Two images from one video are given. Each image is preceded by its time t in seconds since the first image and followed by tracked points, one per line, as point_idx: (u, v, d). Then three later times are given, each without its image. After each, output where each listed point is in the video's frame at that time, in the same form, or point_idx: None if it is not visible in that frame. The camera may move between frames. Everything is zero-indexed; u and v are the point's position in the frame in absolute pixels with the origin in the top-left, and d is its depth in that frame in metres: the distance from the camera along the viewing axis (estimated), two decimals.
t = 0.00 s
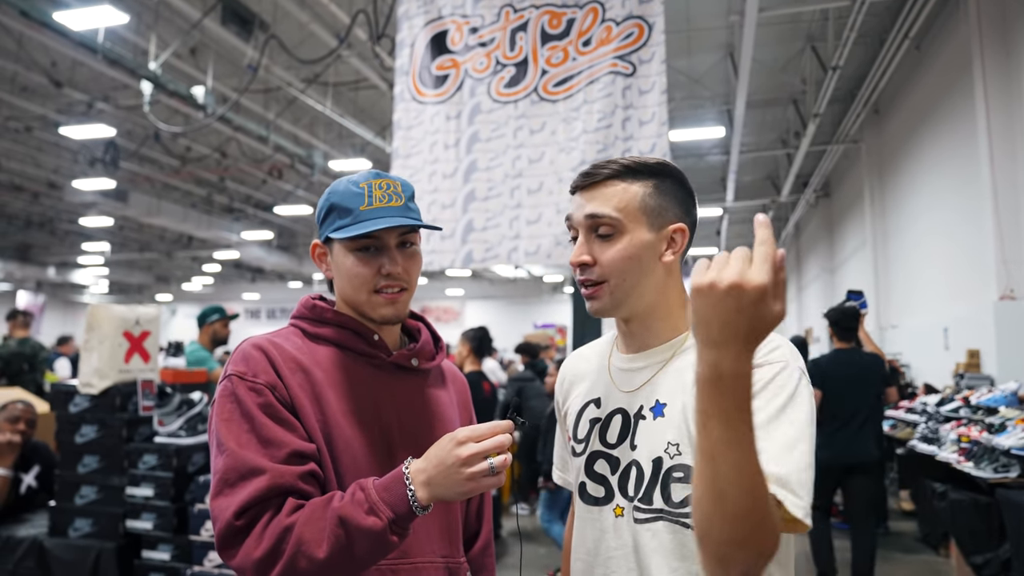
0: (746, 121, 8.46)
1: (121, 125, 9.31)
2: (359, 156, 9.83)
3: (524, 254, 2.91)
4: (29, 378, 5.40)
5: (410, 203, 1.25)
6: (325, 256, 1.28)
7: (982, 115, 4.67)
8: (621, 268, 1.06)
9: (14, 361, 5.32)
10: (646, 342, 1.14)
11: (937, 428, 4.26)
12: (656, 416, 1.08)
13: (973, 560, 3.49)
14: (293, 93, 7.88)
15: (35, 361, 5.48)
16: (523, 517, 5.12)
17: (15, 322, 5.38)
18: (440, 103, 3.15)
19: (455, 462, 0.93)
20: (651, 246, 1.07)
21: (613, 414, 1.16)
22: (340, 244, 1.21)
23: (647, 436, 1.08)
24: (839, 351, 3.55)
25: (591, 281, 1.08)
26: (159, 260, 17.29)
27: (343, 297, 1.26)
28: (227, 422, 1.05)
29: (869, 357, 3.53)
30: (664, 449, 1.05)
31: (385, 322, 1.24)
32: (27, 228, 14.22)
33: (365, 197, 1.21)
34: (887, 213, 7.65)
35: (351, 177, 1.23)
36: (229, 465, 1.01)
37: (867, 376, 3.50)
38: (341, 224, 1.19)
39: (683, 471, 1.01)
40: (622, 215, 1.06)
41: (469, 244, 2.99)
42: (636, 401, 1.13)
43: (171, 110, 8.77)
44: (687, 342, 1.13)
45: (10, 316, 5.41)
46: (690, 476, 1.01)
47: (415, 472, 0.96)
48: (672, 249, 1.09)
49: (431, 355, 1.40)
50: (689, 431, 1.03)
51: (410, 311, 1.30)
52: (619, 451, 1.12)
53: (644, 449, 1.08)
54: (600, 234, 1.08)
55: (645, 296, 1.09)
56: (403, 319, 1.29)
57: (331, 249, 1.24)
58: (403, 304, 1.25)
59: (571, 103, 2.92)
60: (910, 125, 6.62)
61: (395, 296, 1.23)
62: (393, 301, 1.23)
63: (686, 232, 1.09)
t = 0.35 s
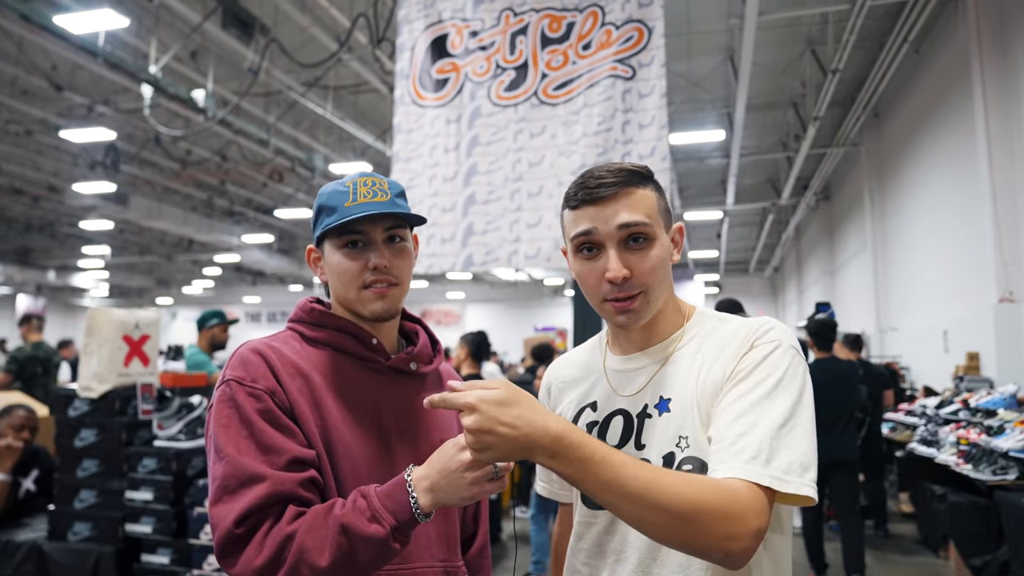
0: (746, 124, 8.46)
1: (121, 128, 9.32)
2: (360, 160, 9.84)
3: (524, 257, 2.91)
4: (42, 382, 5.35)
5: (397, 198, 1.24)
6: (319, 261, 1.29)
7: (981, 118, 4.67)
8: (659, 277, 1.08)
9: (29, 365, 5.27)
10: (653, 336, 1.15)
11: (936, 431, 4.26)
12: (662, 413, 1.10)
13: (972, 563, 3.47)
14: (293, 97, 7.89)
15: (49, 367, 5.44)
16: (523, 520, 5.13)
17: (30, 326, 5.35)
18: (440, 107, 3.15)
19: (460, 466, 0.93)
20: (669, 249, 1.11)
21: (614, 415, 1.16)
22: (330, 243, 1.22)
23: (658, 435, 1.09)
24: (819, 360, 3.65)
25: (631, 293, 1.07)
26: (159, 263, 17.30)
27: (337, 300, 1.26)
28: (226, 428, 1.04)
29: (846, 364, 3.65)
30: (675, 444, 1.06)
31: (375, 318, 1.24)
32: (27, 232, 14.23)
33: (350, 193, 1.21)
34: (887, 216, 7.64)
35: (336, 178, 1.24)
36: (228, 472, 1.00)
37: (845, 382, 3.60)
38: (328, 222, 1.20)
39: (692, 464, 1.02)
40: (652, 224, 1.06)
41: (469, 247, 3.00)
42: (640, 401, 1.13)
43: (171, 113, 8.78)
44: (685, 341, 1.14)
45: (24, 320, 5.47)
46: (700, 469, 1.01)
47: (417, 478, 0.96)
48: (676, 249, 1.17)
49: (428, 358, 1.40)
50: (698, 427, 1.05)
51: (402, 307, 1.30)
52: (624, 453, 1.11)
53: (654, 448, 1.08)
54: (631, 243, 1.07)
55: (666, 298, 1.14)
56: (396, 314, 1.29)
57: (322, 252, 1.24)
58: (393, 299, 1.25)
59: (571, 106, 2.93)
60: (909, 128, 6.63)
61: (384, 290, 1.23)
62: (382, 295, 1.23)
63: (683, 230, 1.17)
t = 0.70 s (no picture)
0: (745, 124, 8.47)
1: (121, 129, 9.32)
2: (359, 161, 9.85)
3: (523, 258, 2.91)
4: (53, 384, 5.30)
5: (403, 200, 1.26)
6: (329, 264, 1.31)
7: (980, 117, 4.69)
8: (651, 281, 1.09)
9: (40, 366, 5.24)
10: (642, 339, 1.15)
11: (935, 431, 4.28)
12: (658, 410, 1.09)
13: (971, 563, 3.48)
14: (292, 97, 7.90)
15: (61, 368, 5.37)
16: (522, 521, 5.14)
17: (38, 328, 5.52)
18: (439, 108, 3.16)
19: (462, 466, 0.93)
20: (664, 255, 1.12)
21: (609, 415, 1.15)
22: (337, 242, 1.24)
23: (652, 431, 1.08)
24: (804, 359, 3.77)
25: (621, 294, 1.08)
26: (159, 264, 17.30)
27: (348, 301, 1.27)
28: (235, 426, 1.05)
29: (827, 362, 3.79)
30: (671, 440, 1.06)
31: (383, 315, 1.25)
32: (27, 233, 14.23)
33: (357, 195, 1.23)
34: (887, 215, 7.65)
35: (345, 182, 1.26)
36: (236, 469, 1.01)
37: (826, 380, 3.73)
38: (335, 223, 1.22)
39: (692, 459, 1.03)
40: (647, 228, 1.08)
41: (468, 248, 3.01)
42: (634, 400, 1.13)
43: (171, 114, 8.79)
44: (678, 341, 1.14)
45: (34, 323, 5.54)
46: (700, 464, 1.03)
47: (421, 478, 0.97)
48: (671, 256, 1.17)
49: (437, 361, 1.40)
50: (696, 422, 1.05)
51: (408, 308, 1.30)
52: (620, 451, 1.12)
53: (648, 443, 1.08)
54: (626, 245, 1.08)
55: (658, 304, 1.14)
56: (405, 312, 1.29)
57: (331, 252, 1.26)
58: (400, 296, 1.25)
59: (570, 107, 2.94)
60: (908, 128, 6.63)
61: (391, 287, 1.24)
62: (389, 292, 1.24)
63: (681, 239, 1.18)
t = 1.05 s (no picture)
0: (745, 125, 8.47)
1: (121, 132, 9.33)
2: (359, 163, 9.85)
3: (523, 259, 2.91)
4: (55, 386, 5.30)
5: (409, 204, 1.23)
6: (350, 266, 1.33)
7: (979, 117, 4.69)
8: (645, 274, 1.09)
9: (42, 369, 5.24)
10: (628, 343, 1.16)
11: (936, 431, 4.28)
12: (647, 413, 1.09)
13: (973, 564, 3.47)
14: (292, 99, 7.91)
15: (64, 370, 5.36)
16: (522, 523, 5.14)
17: (42, 331, 5.50)
18: (439, 109, 3.16)
19: (471, 461, 0.93)
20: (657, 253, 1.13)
21: (600, 415, 1.15)
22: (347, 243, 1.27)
23: (641, 432, 1.08)
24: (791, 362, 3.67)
25: (615, 285, 1.08)
26: (159, 267, 17.31)
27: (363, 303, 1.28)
28: (256, 424, 1.05)
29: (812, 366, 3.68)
30: (658, 443, 1.06)
31: (380, 320, 1.26)
32: (27, 235, 14.24)
33: (365, 198, 1.24)
34: (887, 216, 7.65)
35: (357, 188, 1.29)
36: (256, 466, 1.01)
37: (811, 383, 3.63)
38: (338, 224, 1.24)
39: (678, 462, 1.03)
40: (641, 221, 1.10)
41: (468, 249, 3.01)
42: (625, 401, 1.13)
43: (171, 117, 8.79)
44: (669, 344, 1.14)
45: (37, 326, 5.53)
46: (686, 467, 1.03)
47: (433, 474, 0.95)
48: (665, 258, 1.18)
49: (455, 364, 1.40)
50: (682, 425, 1.05)
51: (413, 312, 1.29)
52: (609, 450, 1.11)
53: (638, 444, 1.08)
54: (620, 239, 1.10)
55: (651, 301, 1.14)
56: (409, 316, 1.29)
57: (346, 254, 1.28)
58: (397, 301, 1.25)
59: (570, 108, 2.93)
60: (908, 128, 6.63)
61: (388, 290, 1.24)
62: (386, 295, 1.24)
63: (674, 243, 1.20)
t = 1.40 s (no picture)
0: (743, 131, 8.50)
1: (120, 138, 9.34)
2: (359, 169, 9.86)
3: (523, 265, 2.90)
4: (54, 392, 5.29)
5: (451, 216, 1.28)
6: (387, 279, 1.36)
7: (976, 123, 4.71)
8: (623, 298, 1.11)
9: (41, 375, 5.22)
10: (629, 352, 1.19)
11: (935, 438, 4.17)
12: (651, 419, 1.14)
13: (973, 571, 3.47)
14: (292, 106, 7.92)
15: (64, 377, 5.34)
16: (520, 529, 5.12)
17: (42, 336, 5.45)
18: (439, 116, 3.16)
19: (495, 445, 0.94)
20: (635, 270, 1.15)
21: (601, 424, 1.18)
22: (390, 256, 1.27)
23: (647, 439, 1.13)
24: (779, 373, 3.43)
25: (597, 315, 1.11)
26: (157, 273, 17.29)
27: (400, 313, 1.30)
28: (293, 428, 1.07)
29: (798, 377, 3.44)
30: (666, 446, 1.11)
31: (428, 326, 1.26)
32: (25, 242, 14.21)
33: (407, 212, 1.25)
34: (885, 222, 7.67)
35: (395, 203, 1.30)
36: (294, 468, 1.02)
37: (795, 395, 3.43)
38: (382, 238, 1.26)
39: (687, 462, 1.09)
40: (612, 246, 1.11)
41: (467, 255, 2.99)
42: (626, 409, 1.17)
43: (170, 122, 8.80)
44: (662, 353, 1.20)
45: (37, 331, 5.48)
46: (694, 466, 1.08)
47: (460, 464, 0.96)
48: (644, 269, 1.20)
49: (482, 374, 1.39)
50: (688, 424, 1.11)
51: (456, 317, 1.30)
52: (612, 457, 1.15)
53: (644, 450, 1.13)
54: (595, 266, 1.11)
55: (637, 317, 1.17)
56: (451, 323, 1.30)
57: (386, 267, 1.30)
58: (446, 307, 1.26)
59: (570, 115, 2.94)
60: (906, 135, 6.66)
61: (436, 297, 1.25)
62: (435, 303, 1.25)
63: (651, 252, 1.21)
